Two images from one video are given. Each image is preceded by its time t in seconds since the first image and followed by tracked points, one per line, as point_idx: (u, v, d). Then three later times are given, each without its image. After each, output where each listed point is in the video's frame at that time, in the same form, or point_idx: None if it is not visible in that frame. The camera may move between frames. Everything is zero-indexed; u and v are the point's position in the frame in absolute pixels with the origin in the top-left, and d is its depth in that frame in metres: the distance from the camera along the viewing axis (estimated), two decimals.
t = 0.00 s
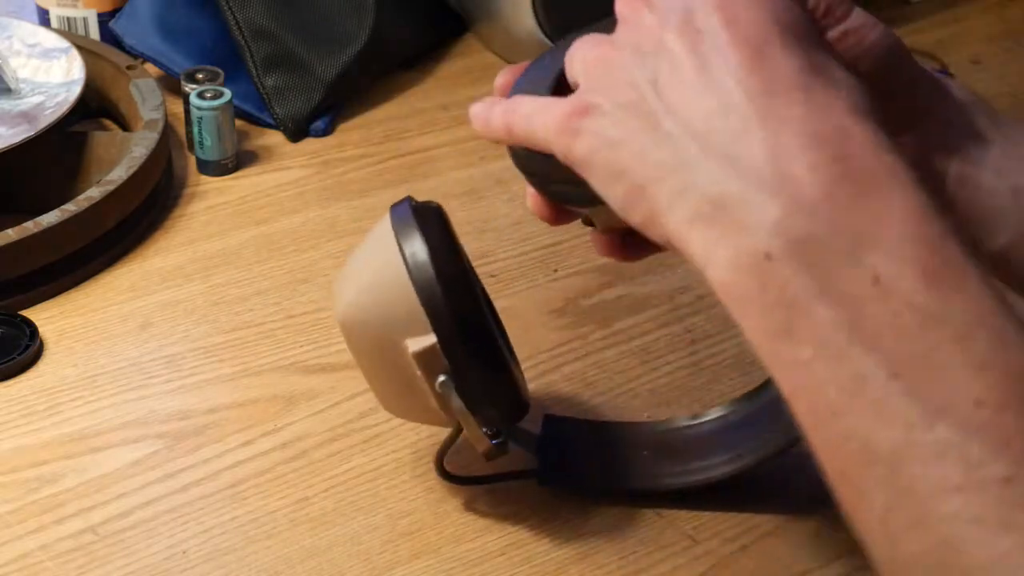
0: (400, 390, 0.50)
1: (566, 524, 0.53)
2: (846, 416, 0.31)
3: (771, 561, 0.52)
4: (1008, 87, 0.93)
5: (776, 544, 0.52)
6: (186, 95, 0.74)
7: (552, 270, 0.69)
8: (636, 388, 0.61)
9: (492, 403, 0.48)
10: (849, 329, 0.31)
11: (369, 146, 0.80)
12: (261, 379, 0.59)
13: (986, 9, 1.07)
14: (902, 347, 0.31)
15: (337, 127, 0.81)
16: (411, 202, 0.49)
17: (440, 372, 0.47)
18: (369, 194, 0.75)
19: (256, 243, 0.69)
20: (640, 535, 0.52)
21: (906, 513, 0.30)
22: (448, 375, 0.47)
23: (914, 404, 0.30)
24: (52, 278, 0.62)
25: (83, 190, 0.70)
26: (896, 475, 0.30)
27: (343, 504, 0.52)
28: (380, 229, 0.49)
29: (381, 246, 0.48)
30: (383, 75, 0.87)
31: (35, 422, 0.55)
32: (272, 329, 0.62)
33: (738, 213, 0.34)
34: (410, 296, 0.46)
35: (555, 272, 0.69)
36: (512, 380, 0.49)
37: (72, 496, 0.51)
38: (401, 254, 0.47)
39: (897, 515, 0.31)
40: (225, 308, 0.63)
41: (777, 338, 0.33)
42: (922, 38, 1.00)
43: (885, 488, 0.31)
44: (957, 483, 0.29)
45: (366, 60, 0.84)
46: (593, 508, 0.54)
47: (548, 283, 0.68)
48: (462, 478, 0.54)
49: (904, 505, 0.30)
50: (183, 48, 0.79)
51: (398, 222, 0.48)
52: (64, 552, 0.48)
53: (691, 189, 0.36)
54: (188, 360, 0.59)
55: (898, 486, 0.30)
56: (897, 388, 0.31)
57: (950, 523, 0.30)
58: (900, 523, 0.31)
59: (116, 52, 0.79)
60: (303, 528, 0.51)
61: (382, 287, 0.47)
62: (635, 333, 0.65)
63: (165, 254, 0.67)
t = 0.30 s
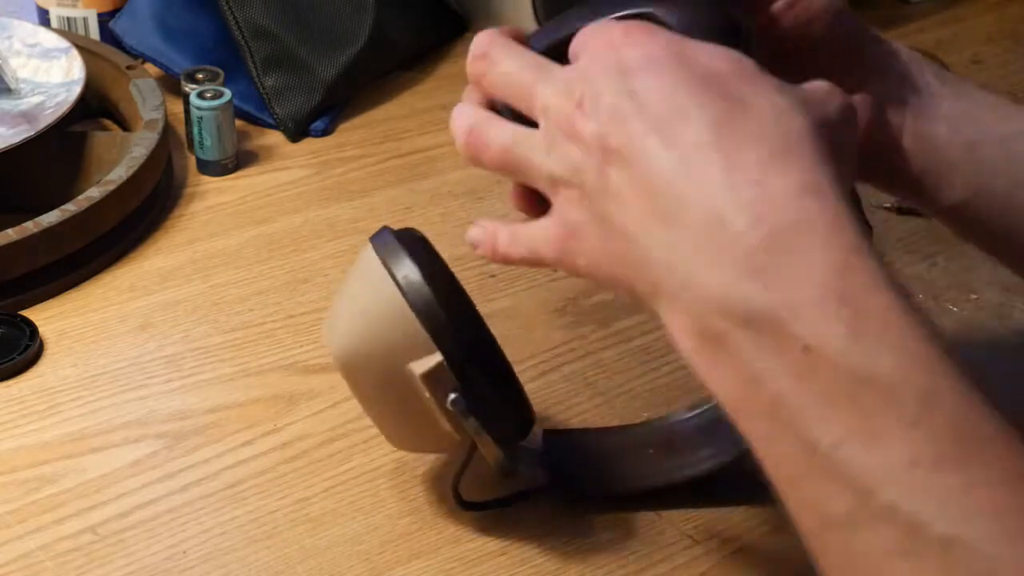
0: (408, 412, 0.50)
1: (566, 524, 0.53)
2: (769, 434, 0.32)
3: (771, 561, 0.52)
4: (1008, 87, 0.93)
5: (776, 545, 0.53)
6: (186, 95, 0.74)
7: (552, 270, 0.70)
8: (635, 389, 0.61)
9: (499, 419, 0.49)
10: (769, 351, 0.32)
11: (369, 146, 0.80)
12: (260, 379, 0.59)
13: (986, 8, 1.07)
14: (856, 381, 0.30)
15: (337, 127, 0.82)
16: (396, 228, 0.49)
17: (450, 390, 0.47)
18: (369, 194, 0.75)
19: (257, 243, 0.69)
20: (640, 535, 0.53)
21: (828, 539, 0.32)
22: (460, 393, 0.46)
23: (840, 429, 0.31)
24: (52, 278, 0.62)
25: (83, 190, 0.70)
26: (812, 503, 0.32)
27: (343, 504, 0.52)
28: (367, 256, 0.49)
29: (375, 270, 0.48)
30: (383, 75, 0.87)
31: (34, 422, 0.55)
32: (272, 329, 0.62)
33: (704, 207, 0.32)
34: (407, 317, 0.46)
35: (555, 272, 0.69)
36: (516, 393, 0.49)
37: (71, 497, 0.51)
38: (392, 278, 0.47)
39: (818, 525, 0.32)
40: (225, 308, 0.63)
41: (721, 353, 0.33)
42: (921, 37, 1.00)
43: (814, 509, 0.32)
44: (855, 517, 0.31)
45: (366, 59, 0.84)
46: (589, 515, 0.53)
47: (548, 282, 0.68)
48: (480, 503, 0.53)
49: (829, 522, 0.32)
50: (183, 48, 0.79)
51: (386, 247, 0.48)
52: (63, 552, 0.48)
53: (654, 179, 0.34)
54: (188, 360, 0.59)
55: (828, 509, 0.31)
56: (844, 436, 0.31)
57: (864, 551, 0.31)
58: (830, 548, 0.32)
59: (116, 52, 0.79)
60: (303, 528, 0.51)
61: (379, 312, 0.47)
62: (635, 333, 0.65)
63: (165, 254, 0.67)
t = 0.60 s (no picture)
0: (398, 419, 0.51)
1: (566, 524, 0.53)
2: (857, 404, 0.33)
3: (770, 561, 0.52)
4: (1008, 87, 0.93)
5: (775, 545, 0.53)
6: (186, 95, 0.74)
7: (552, 270, 0.70)
8: (635, 389, 0.61)
9: (484, 412, 0.48)
10: (865, 315, 0.33)
11: (369, 146, 0.80)
12: (260, 379, 0.59)
13: (986, 8, 1.07)
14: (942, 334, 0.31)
15: (337, 127, 0.82)
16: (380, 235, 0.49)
17: (432, 395, 0.47)
18: (369, 194, 0.75)
19: (257, 243, 0.69)
20: (639, 535, 0.53)
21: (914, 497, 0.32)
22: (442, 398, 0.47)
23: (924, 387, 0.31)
24: (52, 278, 0.62)
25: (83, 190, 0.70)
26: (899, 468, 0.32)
27: (343, 504, 0.52)
28: (354, 263, 0.49)
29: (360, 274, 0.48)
30: (383, 75, 0.87)
31: (34, 422, 0.55)
32: (272, 329, 0.62)
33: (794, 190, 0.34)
34: (387, 321, 0.47)
35: (555, 272, 0.69)
36: (502, 388, 0.49)
37: (71, 497, 0.51)
38: (375, 284, 0.47)
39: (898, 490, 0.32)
40: (225, 308, 0.63)
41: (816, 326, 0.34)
42: (921, 38, 1.00)
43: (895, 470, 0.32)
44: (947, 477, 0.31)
45: (366, 59, 0.84)
46: (592, 515, 0.53)
47: (547, 282, 0.68)
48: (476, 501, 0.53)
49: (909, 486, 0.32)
50: (183, 48, 0.79)
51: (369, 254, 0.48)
52: (64, 552, 0.48)
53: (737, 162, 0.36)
54: (188, 360, 0.59)
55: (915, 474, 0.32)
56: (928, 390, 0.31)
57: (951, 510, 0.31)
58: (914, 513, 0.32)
59: (116, 52, 0.79)
60: (303, 528, 0.51)
61: (360, 316, 0.47)
62: (635, 333, 0.65)
63: (164, 254, 0.67)
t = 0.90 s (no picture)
0: (386, 414, 0.50)
1: (567, 524, 0.53)
2: (898, 345, 0.32)
3: (771, 561, 0.52)
4: (1008, 87, 0.93)
5: (776, 544, 0.53)
6: (186, 96, 0.74)
7: (552, 270, 0.69)
8: (635, 389, 0.61)
9: (478, 412, 0.48)
10: (917, 254, 0.32)
11: (370, 146, 0.80)
12: (260, 379, 0.59)
13: (986, 9, 1.07)
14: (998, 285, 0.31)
15: (337, 127, 0.82)
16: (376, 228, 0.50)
17: (415, 384, 0.47)
18: (369, 194, 0.75)
19: (257, 243, 0.69)
20: (640, 535, 0.53)
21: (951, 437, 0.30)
22: (422, 387, 0.47)
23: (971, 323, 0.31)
24: (52, 278, 0.62)
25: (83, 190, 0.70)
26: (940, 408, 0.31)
27: (342, 504, 0.52)
28: (351, 262, 0.50)
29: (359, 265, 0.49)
30: (383, 75, 0.87)
31: (34, 422, 0.55)
32: (272, 329, 0.62)
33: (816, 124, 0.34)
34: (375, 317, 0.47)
35: (555, 272, 0.69)
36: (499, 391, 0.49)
37: (71, 497, 0.51)
38: (366, 283, 0.48)
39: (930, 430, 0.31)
40: (225, 308, 0.63)
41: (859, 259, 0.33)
42: (921, 38, 1.00)
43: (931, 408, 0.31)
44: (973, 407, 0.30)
45: (366, 59, 0.84)
46: (589, 515, 0.53)
47: (547, 282, 0.68)
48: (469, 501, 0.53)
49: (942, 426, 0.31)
50: (183, 48, 0.79)
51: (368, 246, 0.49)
52: (64, 552, 0.48)
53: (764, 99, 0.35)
54: (188, 360, 0.59)
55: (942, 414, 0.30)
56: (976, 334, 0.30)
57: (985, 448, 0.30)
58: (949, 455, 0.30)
59: (116, 52, 0.79)
60: (303, 528, 0.51)
61: (356, 309, 0.48)
62: (635, 333, 0.65)
63: (164, 254, 0.67)
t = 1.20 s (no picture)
0: (394, 405, 0.51)
1: (567, 524, 0.53)
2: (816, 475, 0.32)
3: (771, 561, 0.52)
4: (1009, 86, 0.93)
5: (777, 544, 0.52)
6: (186, 96, 0.74)
7: (552, 270, 0.69)
8: (635, 389, 0.61)
9: (490, 405, 0.48)
10: (812, 389, 0.32)
11: (370, 146, 0.80)
12: (260, 379, 0.59)
13: (986, 9, 1.07)
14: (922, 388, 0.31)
15: (337, 127, 0.82)
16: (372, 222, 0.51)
17: (421, 361, 0.47)
18: (369, 194, 0.75)
19: (257, 243, 0.69)
20: (640, 535, 0.53)
21: (862, 501, 0.30)
22: (428, 365, 0.47)
23: (878, 395, 0.31)
24: (52, 278, 0.62)
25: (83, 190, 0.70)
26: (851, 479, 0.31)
27: (343, 504, 0.52)
28: (367, 256, 0.51)
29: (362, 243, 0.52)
30: (383, 75, 0.87)
31: (35, 423, 0.55)
32: (272, 329, 0.62)
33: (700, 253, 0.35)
34: (389, 307, 0.48)
35: (555, 272, 0.69)
36: (511, 387, 0.49)
37: (71, 497, 0.51)
38: (382, 275, 0.48)
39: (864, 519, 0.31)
40: (225, 308, 0.63)
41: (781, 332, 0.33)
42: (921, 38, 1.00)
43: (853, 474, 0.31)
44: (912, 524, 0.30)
45: (366, 60, 0.84)
46: (589, 515, 0.53)
47: (547, 282, 0.68)
48: (478, 499, 0.52)
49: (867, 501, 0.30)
50: (183, 48, 0.79)
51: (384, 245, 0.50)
52: (64, 552, 0.48)
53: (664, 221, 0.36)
54: (188, 360, 0.59)
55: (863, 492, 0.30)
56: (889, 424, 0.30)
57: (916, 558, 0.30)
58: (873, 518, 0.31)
59: (116, 52, 0.79)
60: (302, 527, 0.51)
61: (369, 296, 0.49)
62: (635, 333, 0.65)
63: (165, 254, 0.67)
